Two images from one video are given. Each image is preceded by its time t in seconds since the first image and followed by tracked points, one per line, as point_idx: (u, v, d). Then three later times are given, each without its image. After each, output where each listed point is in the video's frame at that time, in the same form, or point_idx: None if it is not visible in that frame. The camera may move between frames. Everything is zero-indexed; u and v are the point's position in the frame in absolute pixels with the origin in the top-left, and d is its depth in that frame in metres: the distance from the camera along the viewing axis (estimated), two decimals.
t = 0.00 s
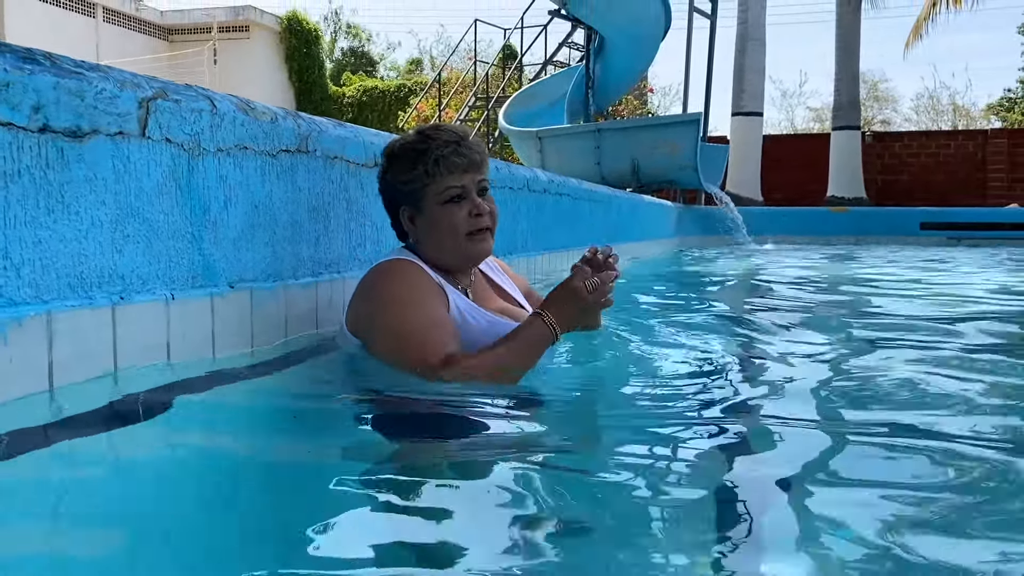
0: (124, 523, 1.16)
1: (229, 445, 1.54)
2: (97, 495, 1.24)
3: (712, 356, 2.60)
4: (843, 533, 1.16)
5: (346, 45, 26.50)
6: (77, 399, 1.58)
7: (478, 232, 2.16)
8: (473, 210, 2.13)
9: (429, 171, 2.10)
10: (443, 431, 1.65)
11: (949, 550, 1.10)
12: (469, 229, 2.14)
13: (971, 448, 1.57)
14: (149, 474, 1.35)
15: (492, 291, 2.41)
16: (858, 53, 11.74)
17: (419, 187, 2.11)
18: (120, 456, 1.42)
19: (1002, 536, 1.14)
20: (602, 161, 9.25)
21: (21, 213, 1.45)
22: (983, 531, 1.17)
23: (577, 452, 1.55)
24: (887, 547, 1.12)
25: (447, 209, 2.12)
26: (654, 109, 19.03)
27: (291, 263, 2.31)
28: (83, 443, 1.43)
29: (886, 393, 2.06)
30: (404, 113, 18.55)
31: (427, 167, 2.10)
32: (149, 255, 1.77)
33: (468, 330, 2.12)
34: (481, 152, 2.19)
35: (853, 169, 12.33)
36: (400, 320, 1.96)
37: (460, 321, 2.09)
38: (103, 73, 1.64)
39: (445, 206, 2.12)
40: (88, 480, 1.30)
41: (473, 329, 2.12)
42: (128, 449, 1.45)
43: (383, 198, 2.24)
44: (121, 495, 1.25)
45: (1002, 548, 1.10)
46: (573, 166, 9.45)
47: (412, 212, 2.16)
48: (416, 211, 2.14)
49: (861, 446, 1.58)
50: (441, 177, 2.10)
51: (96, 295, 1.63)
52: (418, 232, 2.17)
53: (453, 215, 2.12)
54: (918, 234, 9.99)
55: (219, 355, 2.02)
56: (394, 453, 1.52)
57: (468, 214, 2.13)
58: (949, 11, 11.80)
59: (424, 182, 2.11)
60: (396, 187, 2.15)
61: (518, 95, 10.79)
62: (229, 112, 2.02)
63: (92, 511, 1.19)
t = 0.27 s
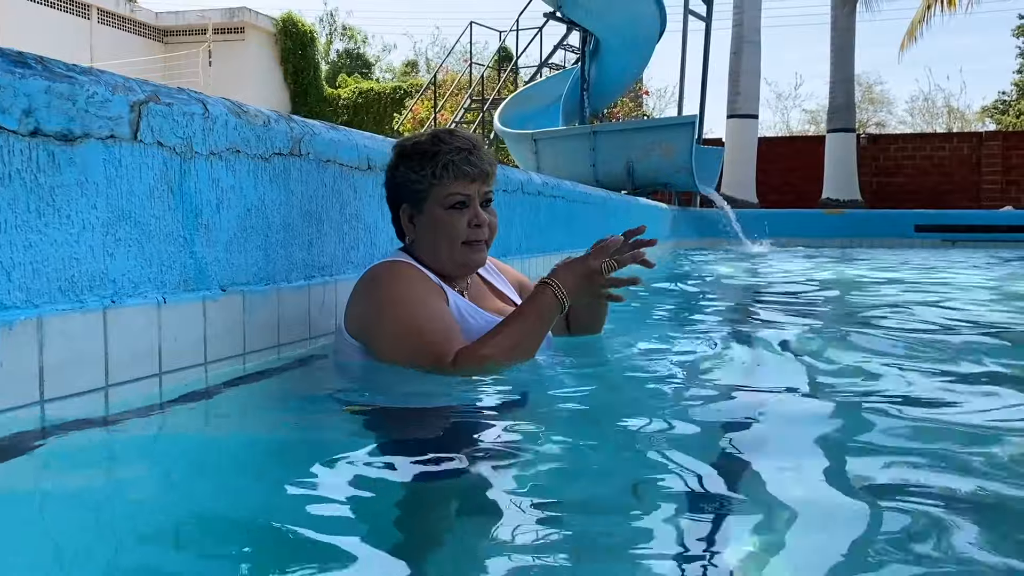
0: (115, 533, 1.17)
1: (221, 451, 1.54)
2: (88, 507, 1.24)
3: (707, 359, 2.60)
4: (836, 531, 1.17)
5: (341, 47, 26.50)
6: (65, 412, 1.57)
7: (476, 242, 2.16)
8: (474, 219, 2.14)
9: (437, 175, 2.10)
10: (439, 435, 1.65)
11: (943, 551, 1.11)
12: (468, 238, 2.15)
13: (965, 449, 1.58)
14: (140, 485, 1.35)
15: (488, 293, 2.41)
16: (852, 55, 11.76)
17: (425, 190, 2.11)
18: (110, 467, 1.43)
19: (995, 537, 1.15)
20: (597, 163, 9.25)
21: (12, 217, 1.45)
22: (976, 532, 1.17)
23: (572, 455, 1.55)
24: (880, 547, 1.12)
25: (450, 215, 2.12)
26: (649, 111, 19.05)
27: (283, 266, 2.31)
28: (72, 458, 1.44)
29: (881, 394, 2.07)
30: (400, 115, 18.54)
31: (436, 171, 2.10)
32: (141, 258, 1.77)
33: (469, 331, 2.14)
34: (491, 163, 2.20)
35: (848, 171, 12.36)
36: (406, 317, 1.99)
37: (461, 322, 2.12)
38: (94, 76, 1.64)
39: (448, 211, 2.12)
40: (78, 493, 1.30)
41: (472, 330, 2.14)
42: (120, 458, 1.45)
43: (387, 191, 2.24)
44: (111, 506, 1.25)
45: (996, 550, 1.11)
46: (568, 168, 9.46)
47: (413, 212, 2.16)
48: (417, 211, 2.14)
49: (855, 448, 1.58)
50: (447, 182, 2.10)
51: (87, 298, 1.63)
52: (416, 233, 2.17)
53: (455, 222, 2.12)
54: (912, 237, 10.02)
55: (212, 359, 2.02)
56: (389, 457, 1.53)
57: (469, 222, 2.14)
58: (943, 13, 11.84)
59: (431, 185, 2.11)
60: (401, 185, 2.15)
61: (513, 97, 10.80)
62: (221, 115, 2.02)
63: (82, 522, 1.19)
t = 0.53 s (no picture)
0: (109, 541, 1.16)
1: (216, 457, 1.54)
2: (81, 517, 1.24)
3: (703, 360, 2.60)
4: (834, 537, 1.17)
5: (338, 48, 26.50)
6: (60, 414, 1.56)
7: (475, 244, 2.17)
8: (475, 221, 2.14)
9: (442, 175, 2.10)
10: (435, 440, 1.65)
11: (944, 555, 1.11)
12: (470, 239, 2.15)
13: (961, 452, 1.58)
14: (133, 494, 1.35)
15: (484, 295, 2.41)
16: (848, 57, 11.79)
17: (428, 190, 2.11)
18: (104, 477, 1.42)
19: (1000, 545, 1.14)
20: (593, 165, 9.26)
21: (5, 217, 1.44)
22: (974, 536, 1.17)
23: (569, 458, 1.55)
24: (884, 554, 1.12)
25: (453, 216, 2.12)
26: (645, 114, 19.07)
27: (278, 267, 2.30)
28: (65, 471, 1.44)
29: (877, 397, 2.07)
30: (396, 116, 18.54)
31: (441, 172, 2.10)
32: (135, 258, 1.77)
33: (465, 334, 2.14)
34: (494, 166, 2.21)
35: (844, 173, 12.38)
36: (404, 317, 1.98)
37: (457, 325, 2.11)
38: (88, 76, 1.64)
39: (451, 212, 2.12)
40: (71, 503, 1.30)
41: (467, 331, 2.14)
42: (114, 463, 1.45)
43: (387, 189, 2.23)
44: (104, 516, 1.25)
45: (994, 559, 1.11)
46: (564, 170, 9.46)
47: (414, 211, 2.15)
48: (418, 211, 2.14)
49: (853, 450, 1.58)
50: (451, 184, 2.10)
51: (80, 298, 1.63)
52: (416, 234, 2.16)
53: (457, 223, 2.12)
54: (908, 239, 10.03)
55: (207, 361, 2.02)
56: (385, 461, 1.53)
57: (471, 224, 2.14)
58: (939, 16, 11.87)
59: (434, 185, 2.11)
60: (403, 184, 2.15)
61: (510, 99, 10.81)
62: (216, 115, 2.02)
63: (76, 531, 1.19)
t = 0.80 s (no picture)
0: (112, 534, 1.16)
1: (217, 454, 1.53)
2: (83, 508, 1.24)
3: (703, 363, 2.59)
4: (838, 540, 1.16)
5: (336, 50, 26.50)
6: (60, 413, 1.56)
7: (470, 234, 2.14)
8: (465, 211, 2.13)
9: (424, 170, 2.10)
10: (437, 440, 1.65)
11: (952, 558, 1.11)
12: (464, 230, 2.13)
13: (963, 453, 1.58)
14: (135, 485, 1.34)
15: (482, 297, 2.41)
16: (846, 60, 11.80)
17: (414, 186, 2.11)
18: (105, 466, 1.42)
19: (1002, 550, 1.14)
20: (591, 166, 9.26)
21: (5, 218, 1.44)
22: (978, 538, 1.17)
23: (571, 459, 1.54)
24: (891, 558, 1.11)
25: (442, 208, 2.11)
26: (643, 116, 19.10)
27: (278, 268, 2.30)
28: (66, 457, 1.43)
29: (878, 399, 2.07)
30: (394, 118, 18.54)
31: (423, 166, 2.11)
32: (135, 259, 1.77)
33: (461, 335, 2.14)
34: (477, 157, 2.20)
35: (842, 175, 12.39)
36: (396, 318, 1.97)
37: (454, 325, 2.11)
38: (89, 77, 1.63)
39: (440, 205, 2.11)
40: (73, 493, 1.29)
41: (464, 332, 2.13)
42: (116, 460, 1.44)
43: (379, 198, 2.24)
44: (105, 508, 1.25)
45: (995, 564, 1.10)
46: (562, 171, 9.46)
47: (405, 211, 2.15)
48: (408, 209, 2.14)
49: (856, 452, 1.58)
50: (435, 177, 2.11)
51: (81, 300, 1.63)
52: (411, 234, 2.16)
53: (447, 215, 2.11)
54: (906, 241, 10.04)
55: (207, 361, 2.01)
56: (387, 461, 1.52)
57: (461, 215, 2.13)
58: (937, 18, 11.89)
59: (419, 181, 2.11)
60: (391, 185, 2.16)
61: (508, 101, 10.81)
62: (217, 116, 2.01)
63: (78, 522, 1.19)
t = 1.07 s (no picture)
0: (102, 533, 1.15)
1: (211, 455, 1.53)
2: (74, 507, 1.23)
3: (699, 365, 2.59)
4: (834, 539, 1.16)
5: (334, 51, 26.50)
6: (52, 415, 1.56)
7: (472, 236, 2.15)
8: (469, 212, 2.13)
9: (428, 172, 2.10)
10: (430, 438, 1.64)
11: (946, 556, 1.10)
12: (465, 232, 2.13)
13: (958, 455, 1.58)
14: (126, 486, 1.34)
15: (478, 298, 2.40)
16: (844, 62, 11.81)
17: (417, 188, 2.11)
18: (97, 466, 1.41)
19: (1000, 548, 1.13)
20: (589, 168, 9.26)
21: None
22: (973, 536, 1.17)
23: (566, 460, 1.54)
24: (885, 557, 1.11)
25: (445, 210, 2.11)
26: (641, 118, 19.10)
27: (273, 270, 2.29)
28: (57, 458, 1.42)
29: (875, 401, 2.06)
30: (393, 119, 18.55)
31: (426, 168, 2.10)
32: (130, 261, 1.76)
33: (454, 339, 2.14)
34: (475, 160, 2.21)
35: (840, 177, 12.39)
36: (387, 323, 1.98)
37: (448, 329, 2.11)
38: (83, 78, 1.63)
39: (443, 206, 2.11)
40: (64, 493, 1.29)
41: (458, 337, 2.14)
42: (108, 461, 1.44)
43: (377, 198, 2.22)
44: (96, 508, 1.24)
45: (993, 560, 1.09)
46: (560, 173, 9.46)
47: (406, 213, 2.14)
48: (410, 212, 2.13)
49: (852, 453, 1.58)
50: (439, 179, 2.11)
51: (75, 301, 1.62)
52: (412, 236, 2.15)
53: (450, 217, 2.11)
54: (903, 243, 10.04)
55: (202, 363, 2.01)
56: (379, 459, 1.51)
57: (464, 216, 2.13)
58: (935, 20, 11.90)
59: (422, 183, 2.11)
60: (392, 187, 2.15)
61: (506, 102, 10.81)
62: (212, 117, 2.01)
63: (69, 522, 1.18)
